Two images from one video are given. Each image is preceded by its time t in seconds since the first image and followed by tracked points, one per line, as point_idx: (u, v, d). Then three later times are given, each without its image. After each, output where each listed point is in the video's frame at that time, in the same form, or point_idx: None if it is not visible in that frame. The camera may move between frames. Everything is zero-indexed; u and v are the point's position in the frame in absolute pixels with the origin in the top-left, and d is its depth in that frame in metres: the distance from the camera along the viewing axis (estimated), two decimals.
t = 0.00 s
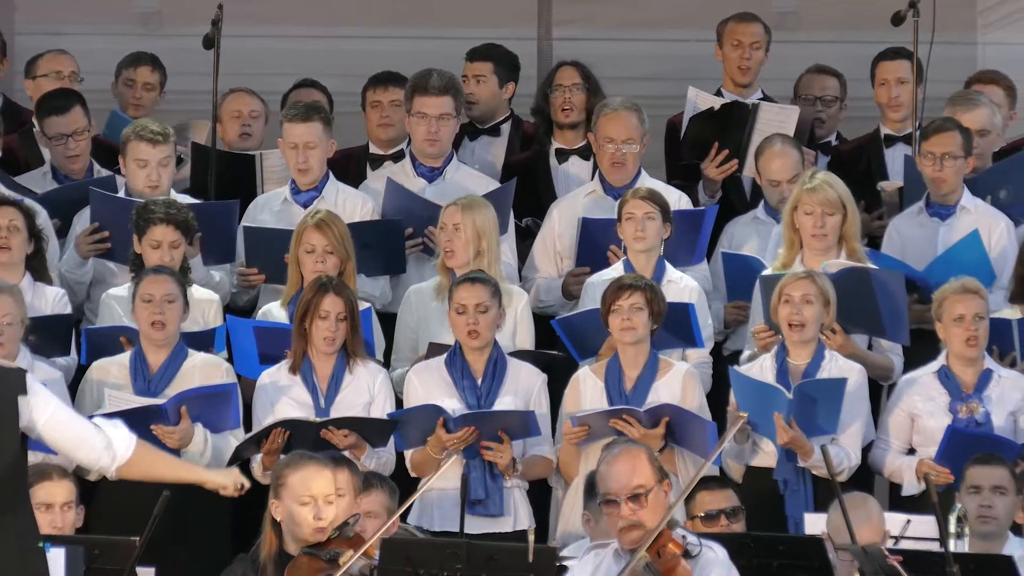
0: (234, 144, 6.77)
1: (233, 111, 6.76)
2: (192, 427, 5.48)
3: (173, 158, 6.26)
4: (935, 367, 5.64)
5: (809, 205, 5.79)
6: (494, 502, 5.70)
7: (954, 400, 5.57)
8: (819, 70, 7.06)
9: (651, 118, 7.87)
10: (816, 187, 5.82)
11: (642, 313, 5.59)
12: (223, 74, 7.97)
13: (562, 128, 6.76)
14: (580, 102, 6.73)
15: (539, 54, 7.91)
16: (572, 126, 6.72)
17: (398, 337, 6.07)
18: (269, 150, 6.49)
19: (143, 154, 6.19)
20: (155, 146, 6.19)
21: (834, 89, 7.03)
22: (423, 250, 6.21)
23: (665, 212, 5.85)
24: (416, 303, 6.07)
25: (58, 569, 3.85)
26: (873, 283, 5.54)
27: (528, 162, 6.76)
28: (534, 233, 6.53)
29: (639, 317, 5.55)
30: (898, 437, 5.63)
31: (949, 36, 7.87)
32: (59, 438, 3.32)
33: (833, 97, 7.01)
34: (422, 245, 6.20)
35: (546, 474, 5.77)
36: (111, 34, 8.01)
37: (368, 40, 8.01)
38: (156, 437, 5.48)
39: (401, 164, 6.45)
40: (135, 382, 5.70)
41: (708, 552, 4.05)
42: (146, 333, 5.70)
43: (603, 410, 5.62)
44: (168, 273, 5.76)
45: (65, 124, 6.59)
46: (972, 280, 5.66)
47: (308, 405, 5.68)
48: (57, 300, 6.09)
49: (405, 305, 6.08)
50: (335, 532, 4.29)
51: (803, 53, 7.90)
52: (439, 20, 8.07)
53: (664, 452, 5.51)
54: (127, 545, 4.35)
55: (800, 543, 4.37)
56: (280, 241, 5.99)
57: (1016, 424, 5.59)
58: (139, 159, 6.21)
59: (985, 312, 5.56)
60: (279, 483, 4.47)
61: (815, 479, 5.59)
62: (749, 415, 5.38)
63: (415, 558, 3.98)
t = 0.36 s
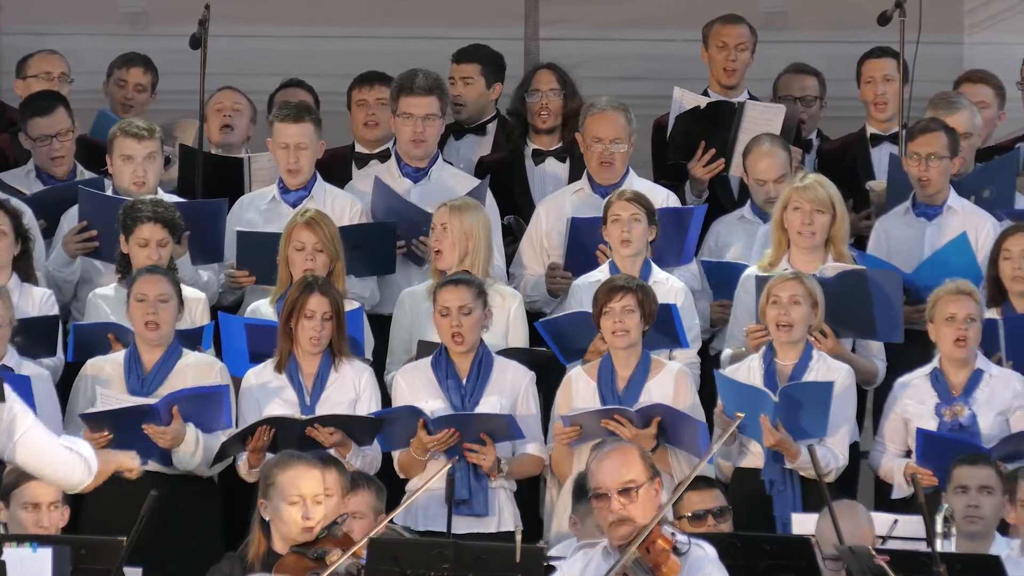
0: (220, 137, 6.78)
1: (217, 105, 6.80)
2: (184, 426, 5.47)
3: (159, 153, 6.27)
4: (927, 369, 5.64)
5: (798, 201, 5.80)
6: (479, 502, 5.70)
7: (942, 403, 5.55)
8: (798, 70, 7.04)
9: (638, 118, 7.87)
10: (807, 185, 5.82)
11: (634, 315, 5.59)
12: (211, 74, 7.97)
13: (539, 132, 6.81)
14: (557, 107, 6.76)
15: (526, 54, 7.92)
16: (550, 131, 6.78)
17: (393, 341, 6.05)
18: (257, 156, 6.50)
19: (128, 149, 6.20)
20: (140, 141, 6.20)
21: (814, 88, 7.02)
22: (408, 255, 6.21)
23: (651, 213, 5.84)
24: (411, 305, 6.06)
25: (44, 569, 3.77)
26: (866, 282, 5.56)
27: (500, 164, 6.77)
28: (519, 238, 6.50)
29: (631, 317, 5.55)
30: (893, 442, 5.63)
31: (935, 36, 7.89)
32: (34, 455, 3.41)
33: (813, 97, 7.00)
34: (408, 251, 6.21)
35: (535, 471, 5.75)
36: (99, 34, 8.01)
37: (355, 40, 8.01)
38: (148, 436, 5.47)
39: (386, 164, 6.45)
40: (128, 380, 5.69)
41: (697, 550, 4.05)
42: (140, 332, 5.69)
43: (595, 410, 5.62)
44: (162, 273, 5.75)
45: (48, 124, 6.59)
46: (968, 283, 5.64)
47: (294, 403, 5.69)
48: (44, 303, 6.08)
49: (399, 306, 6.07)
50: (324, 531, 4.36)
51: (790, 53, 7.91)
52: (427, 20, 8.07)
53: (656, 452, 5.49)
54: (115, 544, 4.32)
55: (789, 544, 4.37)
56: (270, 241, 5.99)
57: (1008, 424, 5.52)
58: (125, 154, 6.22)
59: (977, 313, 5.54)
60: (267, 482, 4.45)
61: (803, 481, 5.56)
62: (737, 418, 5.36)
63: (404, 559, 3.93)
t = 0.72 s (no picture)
0: (208, 142, 6.79)
1: (205, 108, 6.79)
2: (168, 429, 5.47)
3: (149, 154, 6.26)
4: (906, 367, 5.66)
5: (787, 199, 5.79)
6: (465, 501, 5.70)
7: (918, 400, 5.57)
8: (768, 71, 7.08)
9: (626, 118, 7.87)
10: (796, 184, 5.82)
11: (619, 315, 5.59)
12: (199, 74, 7.97)
13: (537, 133, 6.78)
14: (555, 109, 6.75)
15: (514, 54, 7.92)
16: (549, 133, 6.75)
17: (390, 339, 6.02)
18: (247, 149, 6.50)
19: (119, 150, 6.19)
20: (130, 142, 6.19)
21: (784, 90, 7.05)
22: (399, 255, 6.21)
23: (634, 213, 5.85)
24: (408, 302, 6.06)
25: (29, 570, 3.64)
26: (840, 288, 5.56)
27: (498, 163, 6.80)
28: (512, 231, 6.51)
29: (616, 317, 5.55)
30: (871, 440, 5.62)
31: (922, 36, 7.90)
32: None
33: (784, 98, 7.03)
34: (398, 252, 6.21)
35: (521, 471, 5.73)
36: (87, 33, 8.02)
37: (343, 40, 8.01)
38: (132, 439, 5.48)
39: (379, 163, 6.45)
40: (111, 381, 5.71)
41: (683, 551, 4.04)
42: (122, 333, 5.70)
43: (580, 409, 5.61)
44: (146, 273, 5.74)
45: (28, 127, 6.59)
46: (942, 280, 5.65)
47: (279, 405, 5.68)
48: (31, 304, 6.07)
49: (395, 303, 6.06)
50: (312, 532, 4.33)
51: (778, 52, 7.92)
52: (416, 20, 8.07)
53: (639, 451, 5.48)
54: (102, 544, 4.28)
55: (774, 544, 4.37)
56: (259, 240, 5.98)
57: (985, 422, 5.52)
58: (115, 154, 6.21)
59: (954, 310, 5.54)
60: (254, 483, 4.44)
61: (781, 479, 5.56)
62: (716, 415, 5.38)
63: (392, 559, 3.92)
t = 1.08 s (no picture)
0: (198, 142, 6.78)
1: (197, 111, 6.78)
2: (151, 430, 5.48)
3: (132, 149, 6.25)
4: (884, 366, 5.65)
5: (769, 202, 5.80)
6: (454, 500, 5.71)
7: (902, 400, 5.59)
8: (753, 71, 7.10)
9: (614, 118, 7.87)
10: (778, 186, 5.82)
11: (600, 315, 5.59)
12: (187, 74, 7.97)
13: (538, 136, 6.77)
14: (555, 113, 6.74)
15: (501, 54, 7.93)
16: (549, 136, 6.75)
17: (375, 338, 6.02)
18: (237, 148, 6.50)
19: (100, 145, 6.19)
20: (111, 137, 6.19)
21: (768, 90, 7.07)
22: (388, 253, 6.19)
23: (618, 215, 5.86)
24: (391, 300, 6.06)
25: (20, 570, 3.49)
26: (812, 288, 5.57)
27: (506, 162, 6.81)
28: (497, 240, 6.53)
29: (597, 317, 5.56)
30: (846, 437, 5.66)
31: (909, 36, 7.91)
32: None
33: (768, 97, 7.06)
34: (388, 249, 6.18)
35: (507, 474, 5.74)
36: (76, 33, 8.01)
37: (331, 39, 8.01)
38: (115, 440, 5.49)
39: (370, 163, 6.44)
40: (93, 383, 5.71)
41: (671, 552, 4.04)
42: (102, 333, 5.71)
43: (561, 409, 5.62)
44: (126, 274, 5.75)
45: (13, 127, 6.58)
46: (922, 281, 5.66)
47: (264, 403, 5.69)
48: (20, 300, 6.07)
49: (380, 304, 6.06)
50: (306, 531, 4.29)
51: (766, 52, 7.94)
52: (404, 19, 8.07)
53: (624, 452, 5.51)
54: (90, 544, 4.28)
55: (761, 544, 4.36)
56: (248, 237, 5.97)
57: (966, 425, 5.55)
58: (97, 150, 6.20)
59: (934, 311, 5.56)
60: (250, 481, 4.41)
61: (764, 478, 5.59)
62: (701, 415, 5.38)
63: (379, 558, 3.90)
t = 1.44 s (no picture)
0: (186, 142, 6.80)
1: (185, 111, 6.79)
2: (145, 431, 5.46)
3: (119, 153, 6.26)
4: (879, 368, 5.65)
5: (758, 206, 5.79)
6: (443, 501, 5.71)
7: (900, 402, 5.56)
8: (750, 70, 7.09)
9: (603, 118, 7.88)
10: (765, 188, 5.82)
11: (590, 314, 5.59)
12: (176, 73, 7.97)
13: (525, 137, 6.78)
14: (540, 112, 6.74)
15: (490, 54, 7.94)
16: (536, 136, 6.76)
17: (355, 338, 6.02)
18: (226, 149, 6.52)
19: (86, 149, 6.18)
20: (99, 142, 6.19)
21: (766, 90, 7.06)
22: (376, 253, 6.21)
23: (608, 217, 5.85)
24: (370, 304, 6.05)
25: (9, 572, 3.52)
26: (808, 289, 5.57)
27: (494, 161, 6.84)
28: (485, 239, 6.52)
29: (587, 317, 5.55)
30: (841, 437, 5.62)
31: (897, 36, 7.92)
32: None
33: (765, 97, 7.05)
34: (377, 249, 6.20)
35: (494, 475, 5.76)
36: (64, 33, 8.01)
37: (320, 39, 8.01)
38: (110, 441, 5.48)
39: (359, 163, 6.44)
40: (87, 383, 5.71)
41: (660, 552, 4.04)
42: (96, 334, 5.70)
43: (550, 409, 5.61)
44: (120, 273, 5.73)
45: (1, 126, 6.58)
46: (911, 281, 5.67)
47: (254, 405, 5.69)
48: (9, 300, 6.06)
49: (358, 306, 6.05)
50: (302, 531, 4.17)
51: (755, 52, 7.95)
52: (393, 19, 8.07)
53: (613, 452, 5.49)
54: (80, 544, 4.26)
55: (753, 543, 4.36)
56: (238, 237, 5.99)
57: (962, 425, 5.56)
58: (83, 154, 6.21)
59: (927, 312, 5.57)
60: (246, 480, 4.28)
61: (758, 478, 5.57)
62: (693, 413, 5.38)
63: (368, 558, 3.88)
